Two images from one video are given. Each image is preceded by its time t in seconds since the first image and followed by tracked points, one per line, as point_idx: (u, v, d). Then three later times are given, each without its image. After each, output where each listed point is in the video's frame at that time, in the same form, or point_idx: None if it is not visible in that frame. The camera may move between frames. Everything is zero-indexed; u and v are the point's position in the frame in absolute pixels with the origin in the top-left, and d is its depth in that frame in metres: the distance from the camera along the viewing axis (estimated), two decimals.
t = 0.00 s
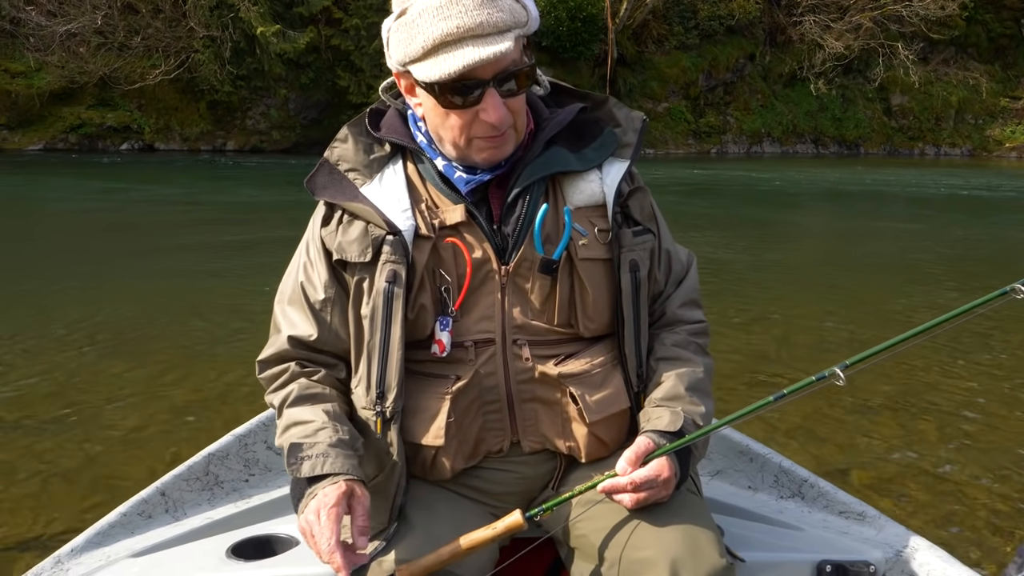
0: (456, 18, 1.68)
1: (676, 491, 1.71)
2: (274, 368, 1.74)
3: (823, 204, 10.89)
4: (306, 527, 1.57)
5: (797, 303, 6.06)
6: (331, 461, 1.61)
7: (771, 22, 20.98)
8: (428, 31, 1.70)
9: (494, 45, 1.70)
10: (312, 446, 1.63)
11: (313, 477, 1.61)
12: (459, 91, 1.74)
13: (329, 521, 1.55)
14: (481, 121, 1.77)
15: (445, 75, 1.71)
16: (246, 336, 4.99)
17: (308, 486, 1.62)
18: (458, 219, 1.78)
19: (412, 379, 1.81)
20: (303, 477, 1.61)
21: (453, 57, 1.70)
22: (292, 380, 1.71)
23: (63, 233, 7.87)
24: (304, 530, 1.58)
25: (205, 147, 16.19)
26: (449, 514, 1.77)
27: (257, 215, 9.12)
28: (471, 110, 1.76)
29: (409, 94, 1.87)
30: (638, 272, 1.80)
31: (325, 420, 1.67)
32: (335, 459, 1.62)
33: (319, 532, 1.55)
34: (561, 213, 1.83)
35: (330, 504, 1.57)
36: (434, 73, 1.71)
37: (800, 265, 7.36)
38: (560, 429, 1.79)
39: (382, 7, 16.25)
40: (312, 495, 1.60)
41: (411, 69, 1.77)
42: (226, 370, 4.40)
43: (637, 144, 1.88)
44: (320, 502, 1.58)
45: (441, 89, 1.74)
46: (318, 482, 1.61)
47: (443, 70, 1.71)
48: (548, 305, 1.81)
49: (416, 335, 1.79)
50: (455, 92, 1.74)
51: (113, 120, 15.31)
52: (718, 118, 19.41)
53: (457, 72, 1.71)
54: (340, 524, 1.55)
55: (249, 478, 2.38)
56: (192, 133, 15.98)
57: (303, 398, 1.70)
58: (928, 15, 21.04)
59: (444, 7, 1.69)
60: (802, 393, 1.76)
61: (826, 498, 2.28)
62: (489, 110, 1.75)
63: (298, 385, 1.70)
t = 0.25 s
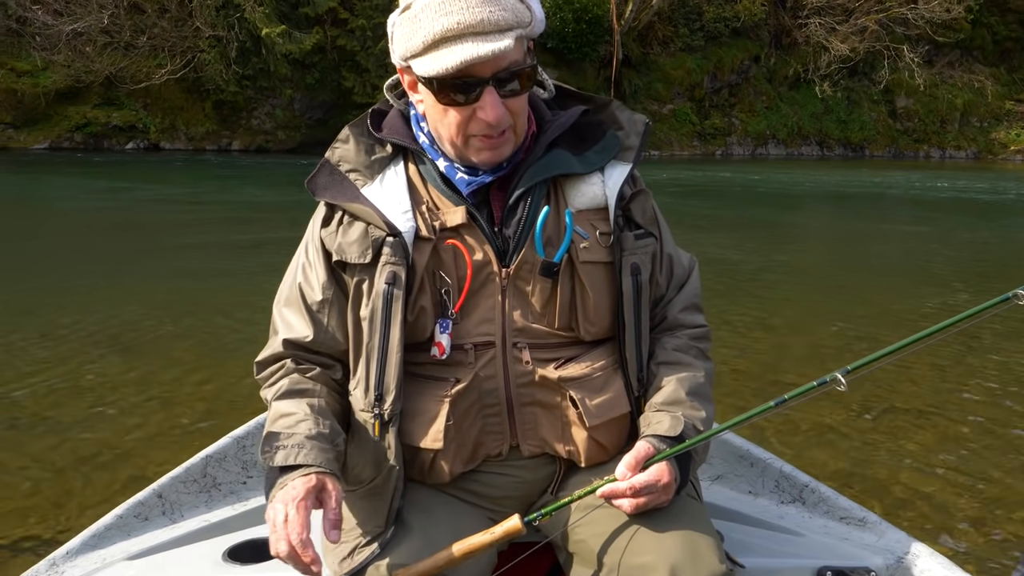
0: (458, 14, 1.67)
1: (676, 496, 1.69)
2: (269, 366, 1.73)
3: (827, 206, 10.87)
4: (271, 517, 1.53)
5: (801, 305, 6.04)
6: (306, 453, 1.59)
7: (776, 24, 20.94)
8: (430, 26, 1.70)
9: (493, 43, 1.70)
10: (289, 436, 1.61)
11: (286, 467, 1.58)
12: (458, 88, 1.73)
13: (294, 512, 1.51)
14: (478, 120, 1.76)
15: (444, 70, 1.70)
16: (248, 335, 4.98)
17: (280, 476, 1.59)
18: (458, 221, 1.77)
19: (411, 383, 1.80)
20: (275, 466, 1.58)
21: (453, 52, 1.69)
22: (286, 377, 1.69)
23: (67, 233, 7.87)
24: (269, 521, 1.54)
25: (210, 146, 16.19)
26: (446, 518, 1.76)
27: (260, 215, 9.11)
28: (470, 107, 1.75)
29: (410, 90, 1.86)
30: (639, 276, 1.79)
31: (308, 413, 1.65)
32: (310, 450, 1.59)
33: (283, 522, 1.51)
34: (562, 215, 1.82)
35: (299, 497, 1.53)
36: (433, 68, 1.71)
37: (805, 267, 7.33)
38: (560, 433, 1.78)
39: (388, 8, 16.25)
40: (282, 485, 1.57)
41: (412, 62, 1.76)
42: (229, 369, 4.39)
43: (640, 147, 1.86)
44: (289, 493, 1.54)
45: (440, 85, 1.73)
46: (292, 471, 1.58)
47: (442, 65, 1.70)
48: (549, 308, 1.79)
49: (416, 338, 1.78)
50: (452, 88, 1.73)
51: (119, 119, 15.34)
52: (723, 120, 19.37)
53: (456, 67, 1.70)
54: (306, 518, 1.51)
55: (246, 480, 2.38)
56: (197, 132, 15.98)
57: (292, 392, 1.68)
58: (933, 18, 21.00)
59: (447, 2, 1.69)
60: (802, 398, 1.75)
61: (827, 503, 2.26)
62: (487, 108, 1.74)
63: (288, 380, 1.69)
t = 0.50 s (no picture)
0: (451, 15, 1.67)
1: (674, 507, 1.68)
2: (263, 369, 1.71)
3: (828, 212, 10.85)
4: (238, 510, 1.52)
5: (802, 311, 6.01)
6: (283, 449, 1.57)
7: (778, 30, 20.97)
8: (423, 25, 1.70)
9: (484, 45, 1.68)
10: (268, 431, 1.59)
11: (258, 461, 1.56)
12: (449, 89, 1.74)
13: (263, 510, 1.50)
14: (466, 123, 1.75)
15: (433, 69, 1.71)
16: (247, 341, 4.96)
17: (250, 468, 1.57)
18: (455, 228, 1.75)
19: (406, 391, 1.78)
20: (248, 456, 1.56)
21: (440, 51, 1.70)
22: (279, 379, 1.68)
23: (67, 238, 7.84)
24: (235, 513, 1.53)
25: (213, 152, 16.04)
26: (441, 529, 1.75)
27: (261, 220, 9.10)
28: (457, 110, 1.75)
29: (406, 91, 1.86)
30: (637, 284, 1.77)
31: (292, 410, 1.64)
32: (287, 447, 1.58)
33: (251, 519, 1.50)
34: (559, 223, 1.81)
35: (272, 492, 1.52)
36: (421, 67, 1.71)
37: (806, 273, 7.31)
38: (556, 443, 1.77)
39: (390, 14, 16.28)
40: (254, 478, 1.55)
41: (408, 62, 1.78)
42: (229, 375, 4.36)
43: (637, 156, 1.86)
44: (260, 488, 1.53)
45: (430, 85, 1.74)
46: (267, 466, 1.56)
47: (429, 64, 1.70)
48: (545, 316, 1.78)
49: (412, 345, 1.77)
50: (443, 88, 1.74)
51: (122, 125, 15.32)
52: (725, 126, 19.37)
53: (443, 68, 1.70)
54: (274, 517, 1.50)
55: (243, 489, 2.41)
56: (200, 138, 15.94)
57: (280, 390, 1.67)
58: (934, 24, 21.03)
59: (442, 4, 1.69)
60: (801, 409, 1.74)
61: (825, 513, 2.25)
62: (474, 112, 1.74)
63: (278, 378, 1.68)
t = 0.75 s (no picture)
0: (442, 24, 1.68)
1: (674, 523, 1.68)
2: (266, 382, 1.70)
3: (831, 224, 10.85)
4: (253, 524, 1.51)
5: (806, 324, 6.00)
6: (296, 461, 1.56)
7: (780, 43, 21.03)
8: (417, 31, 1.72)
9: (472, 56, 1.69)
10: (281, 442, 1.58)
11: (272, 472, 1.55)
12: (439, 96, 1.76)
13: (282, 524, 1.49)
14: (450, 132, 1.77)
15: (421, 76, 1.73)
16: (249, 355, 4.94)
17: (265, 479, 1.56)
18: (457, 242, 1.75)
19: (407, 405, 1.77)
20: (262, 469, 1.56)
21: (428, 58, 1.71)
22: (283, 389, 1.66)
23: (71, 252, 7.86)
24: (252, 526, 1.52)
25: (217, 165, 16.24)
26: (441, 546, 1.74)
27: (264, 234, 9.11)
28: (443, 118, 1.77)
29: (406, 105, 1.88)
30: (638, 300, 1.77)
31: (303, 421, 1.62)
32: (300, 459, 1.56)
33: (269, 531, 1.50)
34: (561, 238, 1.81)
35: (289, 507, 1.51)
36: (410, 72, 1.74)
37: (810, 286, 7.29)
38: (557, 458, 1.77)
39: (394, 28, 16.37)
40: (267, 490, 1.54)
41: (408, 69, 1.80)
42: (232, 389, 4.36)
43: (638, 171, 1.86)
44: (275, 501, 1.52)
45: (421, 90, 1.77)
46: (280, 479, 1.55)
47: (417, 70, 1.73)
48: (547, 331, 1.78)
49: (412, 360, 1.76)
50: (433, 95, 1.76)
51: (126, 139, 15.40)
52: (727, 138, 19.39)
53: (430, 75, 1.72)
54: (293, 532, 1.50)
55: (242, 505, 2.48)
56: (204, 152, 16.05)
57: (287, 402, 1.65)
58: (936, 36, 21.08)
59: (436, 14, 1.70)
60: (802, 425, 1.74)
61: (826, 530, 2.26)
62: (459, 122, 1.75)
63: (284, 391, 1.66)
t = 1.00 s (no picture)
0: (440, 38, 1.70)
1: (678, 537, 1.68)
2: (271, 389, 1.71)
3: (837, 236, 10.84)
4: (340, 500, 1.54)
5: (812, 337, 5.99)
6: (348, 437, 1.61)
7: (786, 55, 21.06)
8: (417, 44, 1.74)
9: (467, 71, 1.69)
10: (321, 427, 1.62)
11: (330, 455, 1.59)
12: (434, 109, 1.77)
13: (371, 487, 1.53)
14: (443, 145, 1.78)
15: (416, 89, 1.75)
16: (254, 368, 4.94)
17: (324, 465, 1.58)
18: (461, 255, 1.76)
19: (410, 418, 1.77)
20: (318, 455, 1.59)
21: (424, 70, 1.73)
22: (290, 395, 1.68)
23: (78, 264, 7.89)
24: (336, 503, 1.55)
25: (224, 178, 16.32)
26: (445, 560, 1.74)
27: (271, 246, 9.13)
28: (438, 131, 1.78)
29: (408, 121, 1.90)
30: (642, 313, 1.78)
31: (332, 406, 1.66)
32: (350, 434, 1.61)
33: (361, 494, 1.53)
34: (564, 251, 1.82)
35: (368, 471, 1.55)
36: (406, 84, 1.76)
37: (816, 298, 7.28)
38: (561, 472, 1.77)
39: (401, 41, 16.47)
40: (335, 472, 1.57)
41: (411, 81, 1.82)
42: (238, 401, 4.36)
43: (642, 185, 1.86)
44: (347, 474, 1.56)
45: (419, 102, 1.78)
46: (342, 458, 1.58)
47: (413, 83, 1.74)
48: (550, 344, 1.78)
49: (416, 372, 1.76)
50: (429, 107, 1.78)
51: (134, 152, 15.47)
52: (734, 150, 19.39)
53: (425, 88, 1.74)
54: (383, 489, 1.55)
55: (245, 519, 2.52)
56: (212, 165, 16.10)
57: (309, 398, 1.68)
58: (943, 48, 21.08)
59: (436, 28, 1.72)
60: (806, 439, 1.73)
61: (831, 543, 2.30)
62: (453, 136, 1.76)
63: (298, 392, 1.68)
